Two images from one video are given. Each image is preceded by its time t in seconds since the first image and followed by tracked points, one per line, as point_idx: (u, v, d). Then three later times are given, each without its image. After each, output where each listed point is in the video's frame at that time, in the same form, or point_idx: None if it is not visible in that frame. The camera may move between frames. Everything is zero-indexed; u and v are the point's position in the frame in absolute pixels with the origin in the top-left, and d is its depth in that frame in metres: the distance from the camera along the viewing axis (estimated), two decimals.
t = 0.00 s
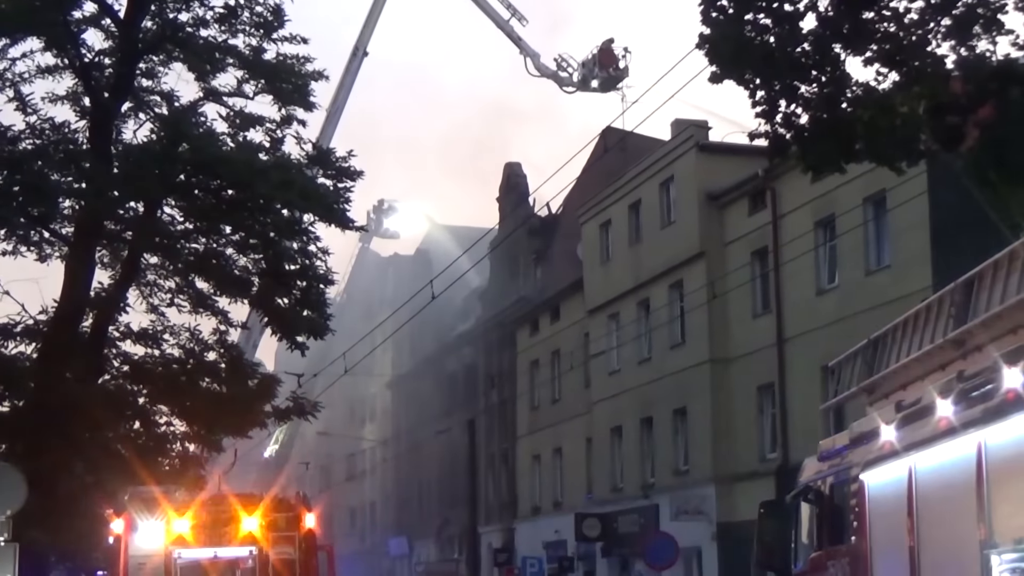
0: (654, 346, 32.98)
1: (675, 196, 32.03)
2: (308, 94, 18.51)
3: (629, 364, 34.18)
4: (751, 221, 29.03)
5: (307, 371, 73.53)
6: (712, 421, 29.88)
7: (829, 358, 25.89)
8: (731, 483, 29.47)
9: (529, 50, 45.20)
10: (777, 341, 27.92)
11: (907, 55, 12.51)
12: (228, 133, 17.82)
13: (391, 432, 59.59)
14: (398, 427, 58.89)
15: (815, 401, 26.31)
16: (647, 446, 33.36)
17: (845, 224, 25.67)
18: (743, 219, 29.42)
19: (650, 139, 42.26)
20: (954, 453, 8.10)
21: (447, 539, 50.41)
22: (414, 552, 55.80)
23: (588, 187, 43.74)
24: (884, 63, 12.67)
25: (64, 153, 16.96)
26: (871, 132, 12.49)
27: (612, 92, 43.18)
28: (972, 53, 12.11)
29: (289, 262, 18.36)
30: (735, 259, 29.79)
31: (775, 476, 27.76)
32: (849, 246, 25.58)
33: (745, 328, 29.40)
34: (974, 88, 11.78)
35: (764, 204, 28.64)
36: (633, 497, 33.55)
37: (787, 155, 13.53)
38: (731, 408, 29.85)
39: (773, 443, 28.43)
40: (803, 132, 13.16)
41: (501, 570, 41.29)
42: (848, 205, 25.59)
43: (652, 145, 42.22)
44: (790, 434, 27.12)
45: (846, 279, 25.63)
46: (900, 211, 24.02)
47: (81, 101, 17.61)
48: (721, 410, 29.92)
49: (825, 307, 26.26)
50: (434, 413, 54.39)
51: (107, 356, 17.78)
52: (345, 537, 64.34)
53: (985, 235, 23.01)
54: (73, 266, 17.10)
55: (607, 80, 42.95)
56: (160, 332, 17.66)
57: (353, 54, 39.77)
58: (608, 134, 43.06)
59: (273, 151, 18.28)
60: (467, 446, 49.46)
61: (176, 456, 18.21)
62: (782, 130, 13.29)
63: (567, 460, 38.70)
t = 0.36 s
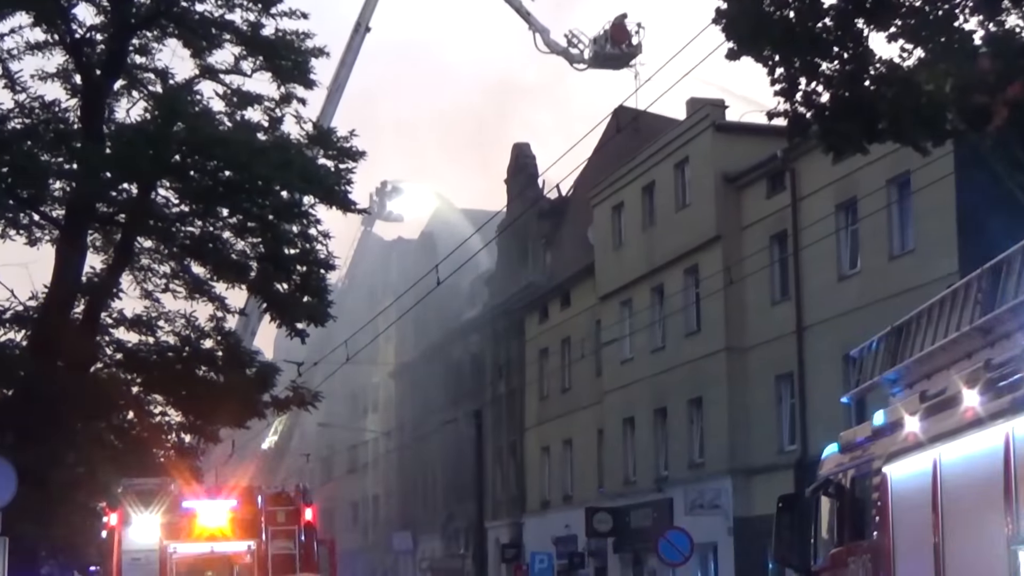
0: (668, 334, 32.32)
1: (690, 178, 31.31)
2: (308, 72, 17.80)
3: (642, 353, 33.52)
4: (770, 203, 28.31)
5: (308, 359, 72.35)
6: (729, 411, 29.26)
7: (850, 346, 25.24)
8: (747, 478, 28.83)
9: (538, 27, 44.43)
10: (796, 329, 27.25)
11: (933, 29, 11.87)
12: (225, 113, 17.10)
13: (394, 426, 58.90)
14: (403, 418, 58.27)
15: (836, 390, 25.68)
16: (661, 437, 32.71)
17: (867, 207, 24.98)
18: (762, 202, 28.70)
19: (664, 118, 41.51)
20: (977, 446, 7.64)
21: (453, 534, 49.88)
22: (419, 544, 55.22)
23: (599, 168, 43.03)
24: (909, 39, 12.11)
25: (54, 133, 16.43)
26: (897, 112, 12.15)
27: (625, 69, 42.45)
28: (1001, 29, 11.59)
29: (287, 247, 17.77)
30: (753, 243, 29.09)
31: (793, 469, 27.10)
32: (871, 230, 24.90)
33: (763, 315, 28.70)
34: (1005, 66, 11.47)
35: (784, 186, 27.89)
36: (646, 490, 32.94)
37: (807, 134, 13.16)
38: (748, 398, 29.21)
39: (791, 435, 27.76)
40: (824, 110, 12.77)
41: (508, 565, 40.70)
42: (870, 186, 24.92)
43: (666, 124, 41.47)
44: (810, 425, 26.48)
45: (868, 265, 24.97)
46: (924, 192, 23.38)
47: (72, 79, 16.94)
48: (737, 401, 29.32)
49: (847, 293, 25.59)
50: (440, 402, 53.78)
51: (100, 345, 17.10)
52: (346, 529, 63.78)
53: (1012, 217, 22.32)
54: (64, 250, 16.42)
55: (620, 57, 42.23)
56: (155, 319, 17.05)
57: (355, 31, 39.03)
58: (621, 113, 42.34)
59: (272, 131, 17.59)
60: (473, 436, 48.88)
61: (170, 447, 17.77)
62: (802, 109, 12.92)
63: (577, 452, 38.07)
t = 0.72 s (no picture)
0: (685, 310, 31.66)
1: (709, 147, 30.58)
2: (310, 37, 17.13)
3: (659, 330, 32.86)
4: (792, 173, 27.60)
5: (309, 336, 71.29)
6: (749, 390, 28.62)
7: (876, 323, 24.61)
8: (769, 459, 28.23)
9: None
10: (820, 304, 26.55)
11: None
12: (224, 79, 16.42)
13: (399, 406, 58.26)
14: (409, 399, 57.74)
15: (861, 368, 25.06)
16: (678, 416, 32.09)
17: (894, 176, 24.27)
18: (784, 172, 27.97)
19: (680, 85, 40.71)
20: (1009, 428, 7.10)
21: (461, 518, 49.48)
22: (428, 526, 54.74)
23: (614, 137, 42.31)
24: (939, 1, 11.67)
25: (47, 101, 15.65)
26: (923, 79, 11.82)
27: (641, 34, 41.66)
28: None
29: (289, 218, 17.12)
30: (774, 215, 28.37)
31: (816, 450, 26.50)
32: (897, 201, 24.22)
33: (785, 291, 28.01)
34: None
35: (806, 155, 27.17)
36: (662, 473, 32.35)
37: (831, 101, 12.69)
38: (769, 375, 28.58)
39: (813, 415, 27.14)
40: (849, 76, 12.29)
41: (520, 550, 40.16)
42: (896, 156, 24.21)
43: (682, 91, 40.68)
44: (834, 404, 25.85)
45: (895, 238, 24.29)
46: (952, 162, 22.71)
47: (65, 44, 16.22)
48: (758, 380, 28.67)
49: (872, 267, 24.92)
50: (448, 381, 53.24)
51: (96, 321, 16.63)
52: (354, 509, 63.42)
53: None
54: (57, 223, 15.78)
55: (636, 22, 41.44)
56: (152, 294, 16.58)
57: None
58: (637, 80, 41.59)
59: (274, 98, 16.89)
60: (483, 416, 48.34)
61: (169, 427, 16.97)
62: (827, 75, 12.43)
63: (591, 432, 37.48)
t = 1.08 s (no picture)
0: (697, 293, 31.07)
1: (721, 123, 29.93)
2: (307, 11, 16.47)
3: (670, 314, 32.29)
4: (808, 150, 26.97)
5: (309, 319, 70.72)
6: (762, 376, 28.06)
7: (895, 307, 24.07)
8: (784, 449, 27.68)
9: None
10: (836, 287, 25.94)
11: None
12: (217, 54, 15.79)
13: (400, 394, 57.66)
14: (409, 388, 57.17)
15: (880, 353, 24.52)
16: (689, 403, 31.55)
17: (914, 153, 23.66)
18: (799, 148, 27.34)
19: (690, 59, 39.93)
20: None
21: (465, 511, 49.05)
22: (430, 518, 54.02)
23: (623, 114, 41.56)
24: None
25: (32, 77, 15.13)
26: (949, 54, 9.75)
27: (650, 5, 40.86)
28: None
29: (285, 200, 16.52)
30: (789, 195, 27.73)
31: (833, 438, 25.97)
32: (917, 179, 23.61)
33: (800, 273, 27.41)
34: None
35: (823, 132, 26.54)
36: (674, 463, 31.82)
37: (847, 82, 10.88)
38: (784, 360, 28.01)
39: (830, 403, 26.63)
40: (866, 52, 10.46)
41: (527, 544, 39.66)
42: (916, 133, 23.59)
43: (692, 65, 39.91)
44: (852, 391, 25.29)
45: (913, 218, 23.72)
46: (974, 139, 22.13)
47: (50, 18, 15.59)
48: (772, 367, 28.09)
49: (890, 249, 24.34)
50: (451, 367, 52.69)
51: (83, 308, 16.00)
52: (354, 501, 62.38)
53: None
54: (43, 205, 15.31)
55: None
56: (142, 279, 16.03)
57: None
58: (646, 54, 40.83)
59: (268, 74, 16.28)
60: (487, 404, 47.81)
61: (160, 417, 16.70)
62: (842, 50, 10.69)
63: (599, 420, 36.93)
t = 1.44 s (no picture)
0: (707, 289, 30.44)
1: (732, 112, 29.31)
2: None
3: (679, 310, 31.67)
4: (823, 141, 26.37)
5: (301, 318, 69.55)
6: (776, 375, 27.45)
7: (914, 304, 23.51)
8: (798, 452, 27.06)
9: None
10: (852, 283, 25.31)
11: None
12: (207, 41, 15.21)
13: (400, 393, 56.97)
14: (410, 387, 56.55)
15: (899, 352, 23.96)
16: (700, 403, 30.96)
17: (933, 144, 23.06)
18: (814, 138, 26.71)
19: (699, 45, 39.28)
20: None
21: (466, 516, 48.50)
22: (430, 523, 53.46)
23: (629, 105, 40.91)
24: None
25: (15, 65, 14.57)
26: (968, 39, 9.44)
27: None
28: None
29: (279, 191, 15.92)
30: (805, 186, 27.09)
31: (850, 440, 25.39)
32: (937, 170, 23.03)
33: (815, 268, 26.80)
34: None
35: (839, 121, 25.92)
36: (684, 466, 31.23)
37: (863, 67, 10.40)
38: (798, 358, 27.41)
39: (846, 404, 26.06)
40: (884, 36, 10.04)
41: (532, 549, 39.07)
42: (935, 122, 23.00)
43: (701, 52, 39.27)
44: (868, 391, 24.70)
45: (932, 210, 23.14)
46: (996, 128, 21.58)
47: (35, 4, 14.99)
48: (786, 367, 27.49)
49: (909, 244, 23.75)
50: (454, 366, 52.10)
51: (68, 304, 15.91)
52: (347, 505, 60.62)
53: None
54: (27, 198, 14.76)
55: None
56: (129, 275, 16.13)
57: None
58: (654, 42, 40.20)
59: (261, 61, 15.66)
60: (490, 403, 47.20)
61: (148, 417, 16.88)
62: (860, 34, 10.24)
63: (606, 422, 36.35)
